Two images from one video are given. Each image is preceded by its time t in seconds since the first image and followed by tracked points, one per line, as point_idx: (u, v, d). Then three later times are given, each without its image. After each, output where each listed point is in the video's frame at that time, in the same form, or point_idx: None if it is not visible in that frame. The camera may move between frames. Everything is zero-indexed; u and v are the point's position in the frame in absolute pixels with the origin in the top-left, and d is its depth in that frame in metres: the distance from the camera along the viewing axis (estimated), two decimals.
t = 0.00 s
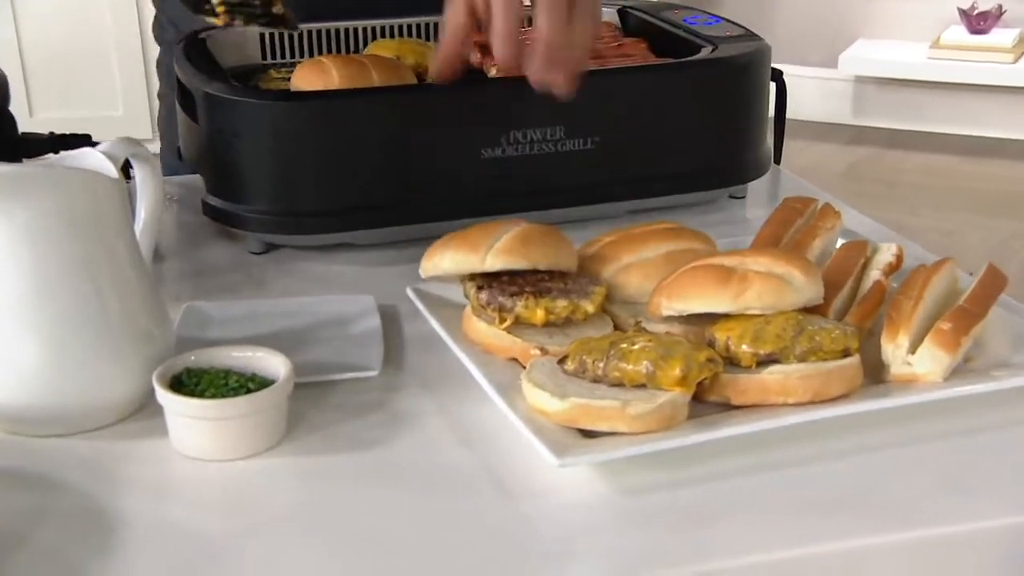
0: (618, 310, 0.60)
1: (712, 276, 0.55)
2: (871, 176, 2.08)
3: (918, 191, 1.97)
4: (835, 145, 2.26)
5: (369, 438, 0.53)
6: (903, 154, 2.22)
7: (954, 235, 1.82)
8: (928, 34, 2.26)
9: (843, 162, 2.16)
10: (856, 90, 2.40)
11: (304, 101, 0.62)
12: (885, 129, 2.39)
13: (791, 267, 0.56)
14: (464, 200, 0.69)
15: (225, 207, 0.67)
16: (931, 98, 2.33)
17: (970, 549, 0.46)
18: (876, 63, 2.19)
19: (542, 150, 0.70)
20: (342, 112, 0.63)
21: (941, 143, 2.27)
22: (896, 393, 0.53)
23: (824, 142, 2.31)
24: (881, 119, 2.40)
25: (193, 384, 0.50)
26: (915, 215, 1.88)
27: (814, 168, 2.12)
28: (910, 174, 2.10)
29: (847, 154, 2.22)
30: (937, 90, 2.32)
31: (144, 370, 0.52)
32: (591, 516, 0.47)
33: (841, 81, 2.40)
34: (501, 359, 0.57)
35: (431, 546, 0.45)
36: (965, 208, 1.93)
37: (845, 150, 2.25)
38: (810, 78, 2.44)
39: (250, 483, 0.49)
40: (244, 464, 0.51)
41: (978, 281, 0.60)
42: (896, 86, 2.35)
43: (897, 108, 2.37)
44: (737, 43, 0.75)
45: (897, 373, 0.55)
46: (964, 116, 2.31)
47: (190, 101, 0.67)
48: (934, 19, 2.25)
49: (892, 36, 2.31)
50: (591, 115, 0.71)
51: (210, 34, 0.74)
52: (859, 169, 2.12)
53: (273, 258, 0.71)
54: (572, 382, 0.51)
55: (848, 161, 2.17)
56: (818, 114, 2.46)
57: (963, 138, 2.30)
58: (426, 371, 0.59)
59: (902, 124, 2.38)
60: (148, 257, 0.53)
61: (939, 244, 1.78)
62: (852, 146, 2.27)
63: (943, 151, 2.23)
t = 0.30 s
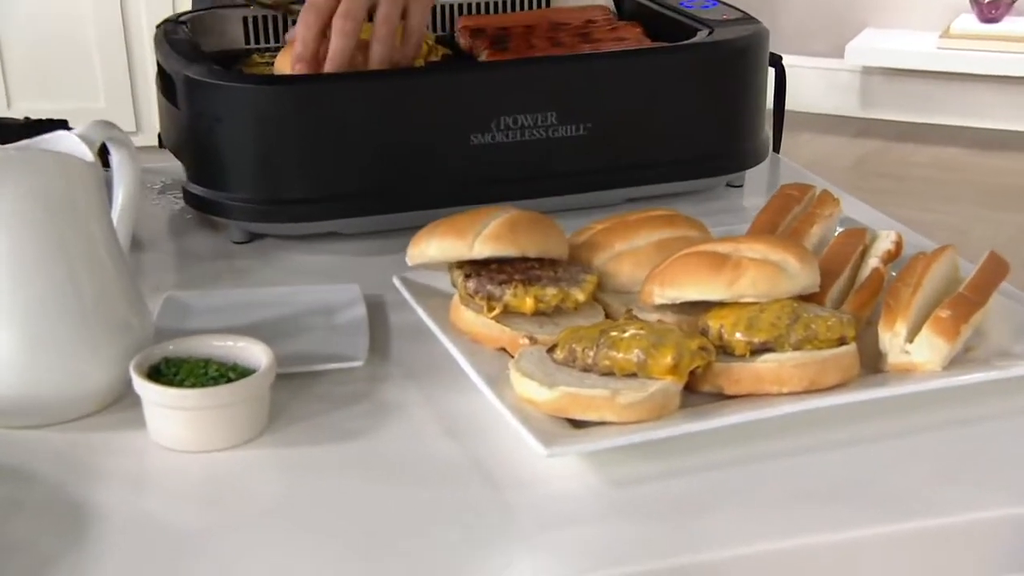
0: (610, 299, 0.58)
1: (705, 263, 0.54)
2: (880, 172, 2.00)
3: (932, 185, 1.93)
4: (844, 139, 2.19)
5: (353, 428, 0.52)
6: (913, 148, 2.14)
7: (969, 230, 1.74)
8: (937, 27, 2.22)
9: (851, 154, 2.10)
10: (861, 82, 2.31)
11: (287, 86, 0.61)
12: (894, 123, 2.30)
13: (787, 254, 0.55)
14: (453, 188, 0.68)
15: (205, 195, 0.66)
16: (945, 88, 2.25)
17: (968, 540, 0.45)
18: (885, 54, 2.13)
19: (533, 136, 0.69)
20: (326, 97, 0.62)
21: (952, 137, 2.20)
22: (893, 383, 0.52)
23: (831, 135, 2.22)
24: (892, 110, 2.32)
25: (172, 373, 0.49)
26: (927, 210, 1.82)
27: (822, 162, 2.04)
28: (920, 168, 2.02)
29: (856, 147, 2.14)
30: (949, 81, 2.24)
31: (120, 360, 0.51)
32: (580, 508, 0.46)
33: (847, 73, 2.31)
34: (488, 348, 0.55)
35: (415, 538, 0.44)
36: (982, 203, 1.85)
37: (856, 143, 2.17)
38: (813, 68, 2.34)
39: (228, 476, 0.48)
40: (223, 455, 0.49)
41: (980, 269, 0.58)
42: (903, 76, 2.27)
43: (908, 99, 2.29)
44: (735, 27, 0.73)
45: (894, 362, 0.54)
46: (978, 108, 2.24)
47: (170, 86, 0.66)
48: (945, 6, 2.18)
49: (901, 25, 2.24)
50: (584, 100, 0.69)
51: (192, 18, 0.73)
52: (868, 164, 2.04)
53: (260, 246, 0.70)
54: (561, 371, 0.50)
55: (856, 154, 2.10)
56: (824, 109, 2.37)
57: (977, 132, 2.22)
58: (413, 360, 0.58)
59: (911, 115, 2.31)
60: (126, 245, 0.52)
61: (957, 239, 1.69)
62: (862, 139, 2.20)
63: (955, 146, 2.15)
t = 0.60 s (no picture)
0: (602, 293, 0.57)
1: (698, 255, 0.52)
2: (889, 166, 1.98)
3: (940, 180, 1.91)
4: (853, 132, 2.16)
5: (336, 425, 0.50)
6: (923, 141, 2.12)
7: (975, 225, 1.73)
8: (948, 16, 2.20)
9: (858, 147, 2.07)
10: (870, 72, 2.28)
11: (269, 73, 0.60)
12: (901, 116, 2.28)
13: (782, 245, 0.53)
14: (440, 179, 0.67)
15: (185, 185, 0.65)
16: (954, 79, 2.22)
17: (972, 537, 0.44)
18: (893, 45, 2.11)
19: (524, 126, 0.68)
20: (309, 85, 0.61)
21: (962, 130, 2.17)
22: (891, 377, 0.50)
23: (838, 128, 2.20)
24: (901, 102, 2.29)
25: (149, 369, 0.48)
26: (934, 205, 1.81)
27: (828, 155, 2.01)
28: (929, 162, 2.01)
29: (863, 140, 2.12)
30: (959, 73, 2.21)
31: (94, 355, 0.49)
32: (569, 506, 0.44)
33: (856, 63, 2.28)
34: (476, 343, 0.54)
35: (400, 538, 0.42)
36: (993, 198, 1.84)
37: (862, 136, 2.15)
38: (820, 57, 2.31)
39: (205, 474, 0.46)
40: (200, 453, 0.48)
41: (982, 261, 0.57)
42: (910, 66, 2.24)
43: (917, 91, 2.26)
44: (732, 12, 0.72)
45: (893, 357, 0.52)
46: (989, 98, 2.21)
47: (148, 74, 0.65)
48: None
49: (909, 14, 2.22)
50: (575, 89, 0.68)
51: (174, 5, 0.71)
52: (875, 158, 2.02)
53: (245, 239, 0.69)
54: (551, 367, 0.48)
55: (862, 148, 2.08)
56: (832, 100, 2.35)
57: (987, 124, 2.20)
58: (399, 355, 0.57)
59: (921, 108, 2.28)
60: (102, 237, 0.51)
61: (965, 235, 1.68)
62: (867, 132, 2.17)
63: (968, 139, 2.13)
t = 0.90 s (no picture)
0: (596, 291, 0.55)
1: (693, 253, 0.50)
2: (895, 160, 1.96)
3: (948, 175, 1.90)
4: (861, 126, 2.15)
5: (321, 425, 0.49)
6: (934, 135, 2.10)
7: (990, 222, 1.71)
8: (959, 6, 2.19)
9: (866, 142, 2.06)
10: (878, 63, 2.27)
11: (253, 63, 0.59)
12: (913, 109, 2.26)
13: (780, 242, 0.51)
14: (429, 174, 0.66)
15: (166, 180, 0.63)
16: (965, 70, 2.21)
17: (976, 538, 0.43)
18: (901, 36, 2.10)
19: (516, 119, 0.67)
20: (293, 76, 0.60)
21: (976, 123, 2.16)
22: (891, 376, 0.49)
23: (844, 121, 2.18)
24: (910, 95, 2.28)
25: (127, 368, 0.46)
26: (944, 201, 1.79)
27: (833, 151, 2.00)
28: (939, 157, 1.99)
29: (871, 134, 2.10)
30: (970, 64, 2.20)
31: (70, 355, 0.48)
32: (560, 508, 0.43)
33: (862, 54, 2.27)
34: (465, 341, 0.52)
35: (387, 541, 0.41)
36: (1005, 194, 1.82)
37: (871, 130, 2.13)
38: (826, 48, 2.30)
39: (184, 476, 0.45)
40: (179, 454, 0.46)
41: (985, 259, 0.56)
42: (918, 58, 2.24)
43: (928, 81, 2.25)
44: (731, 2, 0.71)
45: (893, 356, 0.51)
46: (1000, 91, 2.20)
47: (128, 66, 0.63)
48: None
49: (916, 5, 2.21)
50: (569, 81, 0.67)
51: None
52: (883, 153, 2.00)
53: (231, 236, 0.67)
54: (542, 366, 0.47)
55: (871, 143, 2.06)
56: (840, 92, 2.33)
57: (999, 117, 2.19)
58: (386, 354, 0.55)
59: (933, 100, 2.27)
60: (79, 234, 0.49)
61: (972, 230, 1.66)
62: (877, 125, 2.16)
63: (981, 133, 2.11)
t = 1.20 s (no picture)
0: (590, 290, 0.54)
1: (688, 250, 0.49)
2: (902, 156, 1.95)
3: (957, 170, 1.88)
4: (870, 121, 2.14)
5: (307, 426, 0.48)
6: (943, 129, 2.09)
7: (1001, 217, 1.69)
8: None
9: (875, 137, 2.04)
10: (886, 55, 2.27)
11: (237, 57, 0.58)
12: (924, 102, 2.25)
13: (777, 239, 0.50)
14: (419, 171, 0.65)
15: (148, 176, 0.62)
16: (974, 63, 2.21)
17: (983, 540, 0.41)
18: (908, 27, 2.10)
19: (508, 113, 0.65)
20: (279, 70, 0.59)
21: (986, 117, 2.15)
22: (891, 377, 0.48)
23: (851, 116, 2.17)
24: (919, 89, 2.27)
25: (106, 370, 0.45)
26: (952, 196, 1.78)
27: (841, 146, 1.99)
28: (948, 152, 1.98)
29: (880, 128, 2.10)
30: (978, 57, 2.20)
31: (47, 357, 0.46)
32: (553, 511, 0.42)
33: (870, 46, 2.27)
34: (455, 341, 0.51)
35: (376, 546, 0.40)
36: (1016, 188, 1.81)
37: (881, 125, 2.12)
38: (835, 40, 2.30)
39: (165, 480, 0.44)
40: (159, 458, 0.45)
41: (989, 257, 0.54)
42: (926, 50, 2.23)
43: (936, 75, 2.25)
44: None
45: (893, 356, 0.50)
46: (1009, 85, 2.19)
47: (110, 61, 0.62)
48: None
49: None
50: (562, 75, 0.65)
51: None
52: (890, 148, 1.99)
53: (217, 235, 0.66)
54: (533, 367, 0.46)
55: (880, 137, 2.05)
56: (848, 85, 2.33)
57: (1013, 110, 2.17)
58: (375, 354, 0.54)
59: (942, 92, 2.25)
60: (57, 232, 0.48)
61: (981, 226, 1.65)
62: (886, 120, 2.15)
63: (992, 127, 2.10)
